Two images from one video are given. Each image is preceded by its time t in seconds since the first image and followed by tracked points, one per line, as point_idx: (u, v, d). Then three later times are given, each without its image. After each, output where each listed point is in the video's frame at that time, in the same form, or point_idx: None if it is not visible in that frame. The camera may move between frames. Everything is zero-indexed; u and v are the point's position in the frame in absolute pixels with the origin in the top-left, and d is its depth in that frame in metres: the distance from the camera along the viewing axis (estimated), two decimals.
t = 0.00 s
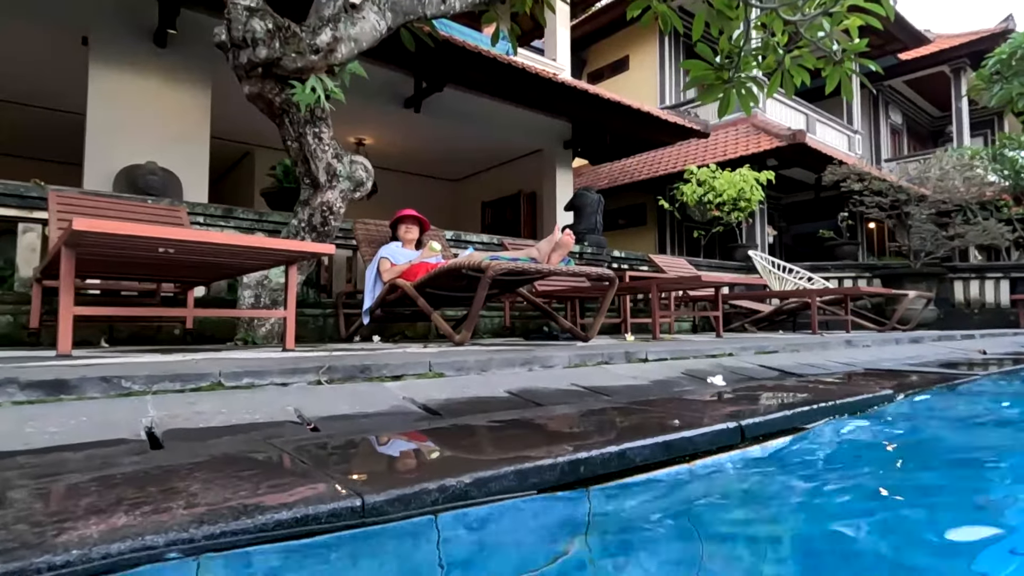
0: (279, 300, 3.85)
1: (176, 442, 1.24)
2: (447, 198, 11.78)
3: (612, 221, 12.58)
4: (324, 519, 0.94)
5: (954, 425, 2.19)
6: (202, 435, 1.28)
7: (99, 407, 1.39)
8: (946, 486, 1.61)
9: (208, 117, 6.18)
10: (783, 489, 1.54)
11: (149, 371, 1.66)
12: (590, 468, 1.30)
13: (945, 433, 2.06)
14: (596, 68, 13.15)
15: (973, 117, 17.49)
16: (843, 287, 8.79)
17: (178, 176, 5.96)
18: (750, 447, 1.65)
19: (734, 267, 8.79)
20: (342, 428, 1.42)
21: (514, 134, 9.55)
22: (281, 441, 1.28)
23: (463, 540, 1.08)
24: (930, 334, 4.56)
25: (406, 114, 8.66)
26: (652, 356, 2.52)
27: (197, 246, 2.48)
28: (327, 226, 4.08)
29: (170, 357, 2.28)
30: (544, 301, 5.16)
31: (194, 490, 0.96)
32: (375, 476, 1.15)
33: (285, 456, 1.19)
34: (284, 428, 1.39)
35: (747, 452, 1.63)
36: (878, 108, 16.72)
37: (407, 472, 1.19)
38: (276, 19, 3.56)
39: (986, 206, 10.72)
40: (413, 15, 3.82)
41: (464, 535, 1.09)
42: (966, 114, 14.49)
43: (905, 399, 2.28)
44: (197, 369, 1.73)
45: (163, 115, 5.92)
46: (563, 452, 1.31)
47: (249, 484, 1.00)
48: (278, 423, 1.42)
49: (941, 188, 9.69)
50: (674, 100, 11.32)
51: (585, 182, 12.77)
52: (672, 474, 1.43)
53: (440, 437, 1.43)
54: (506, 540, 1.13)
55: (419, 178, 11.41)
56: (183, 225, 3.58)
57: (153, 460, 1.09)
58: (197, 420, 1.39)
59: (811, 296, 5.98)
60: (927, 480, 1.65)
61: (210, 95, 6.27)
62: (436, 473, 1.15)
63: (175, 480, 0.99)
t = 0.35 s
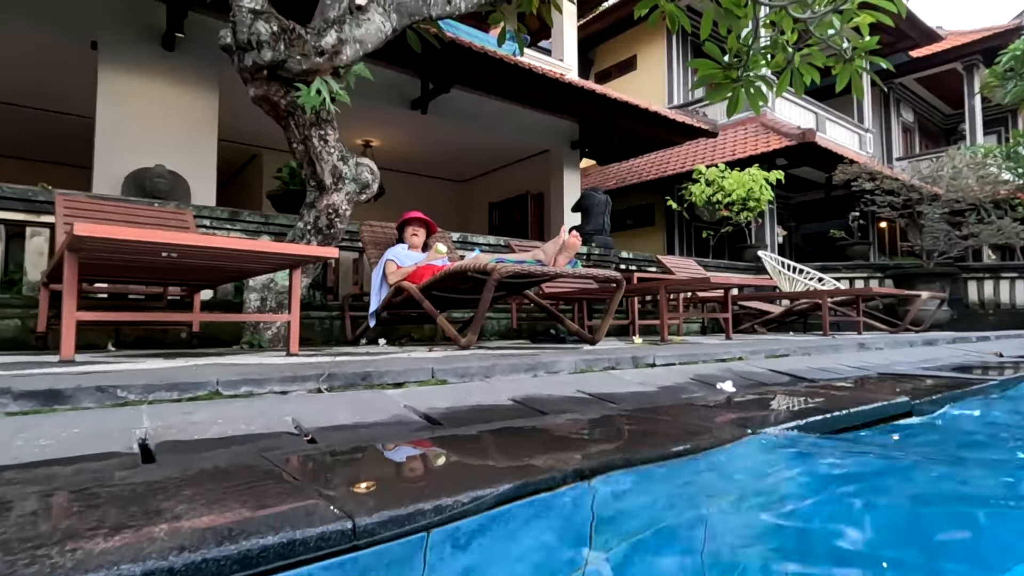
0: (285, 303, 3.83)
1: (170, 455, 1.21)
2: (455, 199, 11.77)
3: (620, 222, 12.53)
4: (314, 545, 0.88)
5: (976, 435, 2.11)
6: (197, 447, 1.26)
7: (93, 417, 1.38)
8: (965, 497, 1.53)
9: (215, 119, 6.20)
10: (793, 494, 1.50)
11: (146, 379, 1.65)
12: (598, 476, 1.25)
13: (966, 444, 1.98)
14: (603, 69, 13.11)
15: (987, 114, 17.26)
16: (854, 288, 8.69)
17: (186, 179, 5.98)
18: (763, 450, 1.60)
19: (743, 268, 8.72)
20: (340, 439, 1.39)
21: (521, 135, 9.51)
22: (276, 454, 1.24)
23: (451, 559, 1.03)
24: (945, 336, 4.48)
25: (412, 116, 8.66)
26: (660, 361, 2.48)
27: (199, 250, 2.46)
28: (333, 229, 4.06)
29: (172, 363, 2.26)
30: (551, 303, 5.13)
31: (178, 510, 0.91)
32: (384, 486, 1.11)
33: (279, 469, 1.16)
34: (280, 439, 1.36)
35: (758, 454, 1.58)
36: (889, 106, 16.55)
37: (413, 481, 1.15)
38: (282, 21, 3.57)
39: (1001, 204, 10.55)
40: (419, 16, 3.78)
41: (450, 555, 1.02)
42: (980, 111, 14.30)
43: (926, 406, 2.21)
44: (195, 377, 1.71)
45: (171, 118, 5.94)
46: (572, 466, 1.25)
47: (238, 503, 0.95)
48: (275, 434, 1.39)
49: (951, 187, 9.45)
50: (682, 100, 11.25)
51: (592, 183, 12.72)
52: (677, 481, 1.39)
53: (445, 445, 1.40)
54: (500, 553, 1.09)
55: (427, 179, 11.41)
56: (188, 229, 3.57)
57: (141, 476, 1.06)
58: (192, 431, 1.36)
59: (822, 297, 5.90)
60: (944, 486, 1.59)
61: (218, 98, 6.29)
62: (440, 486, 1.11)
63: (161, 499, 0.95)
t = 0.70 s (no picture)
0: (295, 307, 3.82)
1: (184, 469, 1.19)
2: (461, 200, 11.75)
3: (629, 224, 12.47)
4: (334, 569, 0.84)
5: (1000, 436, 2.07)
6: (212, 460, 1.24)
7: (106, 428, 1.36)
8: (1001, 502, 1.50)
9: (225, 121, 6.21)
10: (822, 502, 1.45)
11: (157, 387, 1.63)
12: (621, 498, 1.21)
13: (994, 444, 1.94)
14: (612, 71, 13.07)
15: (1000, 115, 17.06)
16: (866, 291, 8.61)
17: (197, 183, 6.00)
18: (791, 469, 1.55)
19: (754, 271, 8.66)
20: (356, 451, 1.37)
21: (529, 137, 9.50)
22: (292, 467, 1.22)
23: None
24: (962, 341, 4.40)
25: (421, 119, 8.67)
26: (676, 368, 2.44)
27: (211, 255, 2.45)
28: (343, 232, 4.06)
29: (184, 369, 2.25)
30: (561, 306, 5.10)
31: (192, 528, 0.89)
32: (393, 493, 1.11)
33: (297, 481, 1.14)
34: (296, 451, 1.35)
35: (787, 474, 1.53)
36: (900, 106, 16.39)
37: (424, 489, 1.14)
38: (292, 25, 3.55)
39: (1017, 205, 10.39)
40: (429, 19, 3.80)
41: None
42: (993, 112, 14.13)
43: (947, 412, 2.18)
44: (208, 385, 1.70)
45: (182, 122, 5.97)
46: (593, 480, 1.23)
47: (254, 519, 0.94)
48: (290, 446, 1.38)
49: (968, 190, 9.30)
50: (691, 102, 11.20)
51: (601, 185, 12.68)
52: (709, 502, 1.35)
53: (459, 454, 1.38)
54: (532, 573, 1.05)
55: (434, 181, 11.41)
56: (199, 233, 3.57)
57: (156, 491, 1.04)
58: (205, 442, 1.35)
59: (835, 300, 5.83)
60: (976, 493, 1.55)
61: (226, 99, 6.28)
62: (457, 499, 1.10)
63: (175, 518, 0.93)
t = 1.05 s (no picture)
0: (303, 307, 3.81)
1: (187, 474, 1.16)
2: (467, 200, 11.72)
3: (637, 223, 12.41)
4: None
5: None
6: (217, 466, 1.21)
7: (107, 432, 1.33)
8: None
9: (231, 121, 6.20)
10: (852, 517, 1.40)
11: (162, 389, 1.60)
12: (647, 508, 1.15)
13: None
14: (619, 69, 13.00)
15: (1011, 112, 16.87)
16: (877, 289, 8.52)
17: (204, 183, 6.00)
18: (818, 479, 1.49)
19: (764, 270, 8.58)
20: (366, 454, 1.33)
21: (536, 137, 9.46)
22: (298, 472, 1.19)
23: None
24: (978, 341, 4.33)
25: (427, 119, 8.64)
26: (690, 368, 2.39)
27: (217, 254, 2.43)
28: (350, 232, 4.04)
29: (191, 370, 2.23)
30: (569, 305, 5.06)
31: (194, 539, 0.86)
32: (401, 496, 1.07)
33: (303, 487, 1.10)
34: (303, 455, 1.31)
35: (813, 483, 1.48)
36: (910, 103, 16.25)
37: (432, 492, 1.10)
38: (298, 23, 3.52)
39: None
40: (435, 16, 3.78)
41: None
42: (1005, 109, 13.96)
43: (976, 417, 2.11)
44: (212, 387, 1.66)
45: (188, 122, 5.96)
46: (612, 488, 1.17)
47: (257, 530, 0.90)
48: (297, 450, 1.34)
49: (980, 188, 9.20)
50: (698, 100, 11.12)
51: (608, 184, 12.62)
52: (738, 513, 1.29)
53: (466, 457, 1.34)
54: None
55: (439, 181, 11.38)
56: (206, 233, 3.55)
57: (158, 499, 1.01)
58: (209, 447, 1.31)
59: (847, 299, 5.76)
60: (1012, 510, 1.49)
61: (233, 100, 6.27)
62: (466, 505, 1.05)
63: (176, 528, 0.89)
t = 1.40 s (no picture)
0: (307, 304, 3.77)
1: (195, 468, 1.13)
2: (471, 200, 11.70)
3: (640, 224, 12.37)
4: None
5: None
6: (226, 459, 1.17)
7: (112, 424, 1.30)
8: None
9: (234, 119, 6.18)
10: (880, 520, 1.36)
11: (168, 382, 1.57)
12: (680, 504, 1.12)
13: None
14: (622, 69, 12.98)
15: (1015, 115, 16.81)
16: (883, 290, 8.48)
17: (208, 181, 5.98)
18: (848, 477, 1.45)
19: (769, 271, 8.54)
20: (376, 450, 1.30)
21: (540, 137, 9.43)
22: (307, 466, 1.15)
23: None
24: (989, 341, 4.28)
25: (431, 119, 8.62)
26: (703, 366, 2.36)
27: (223, 248, 2.40)
28: (355, 229, 3.98)
29: (196, 364, 2.20)
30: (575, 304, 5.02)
31: (200, 534, 0.82)
32: (402, 495, 1.03)
33: (312, 482, 1.07)
34: (314, 449, 1.28)
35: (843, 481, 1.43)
36: (914, 105, 16.19)
37: (435, 491, 1.06)
38: (304, 18, 3.50)
39: None
40: (441, 12, 3.74)
41: None
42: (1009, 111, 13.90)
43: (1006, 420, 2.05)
44: (220, 380, 1.63)
45: (192, 120, 5.95)
46: (619, 488, 1.11)
47: (269, 525, 0.86)
48: (307, 444, 1.31)
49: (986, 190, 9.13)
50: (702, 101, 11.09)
51: (611, 184, 12.59)
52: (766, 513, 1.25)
53: (473, 454, 1.30)
54: None
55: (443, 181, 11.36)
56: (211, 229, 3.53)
57: (165, 492, 0.97)
58: (217, 440, 1.28)
59: (853, 299, 5.72)
60: None
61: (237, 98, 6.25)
62: (475, 504, 1.01)
63: (183, 523, 0.86)
